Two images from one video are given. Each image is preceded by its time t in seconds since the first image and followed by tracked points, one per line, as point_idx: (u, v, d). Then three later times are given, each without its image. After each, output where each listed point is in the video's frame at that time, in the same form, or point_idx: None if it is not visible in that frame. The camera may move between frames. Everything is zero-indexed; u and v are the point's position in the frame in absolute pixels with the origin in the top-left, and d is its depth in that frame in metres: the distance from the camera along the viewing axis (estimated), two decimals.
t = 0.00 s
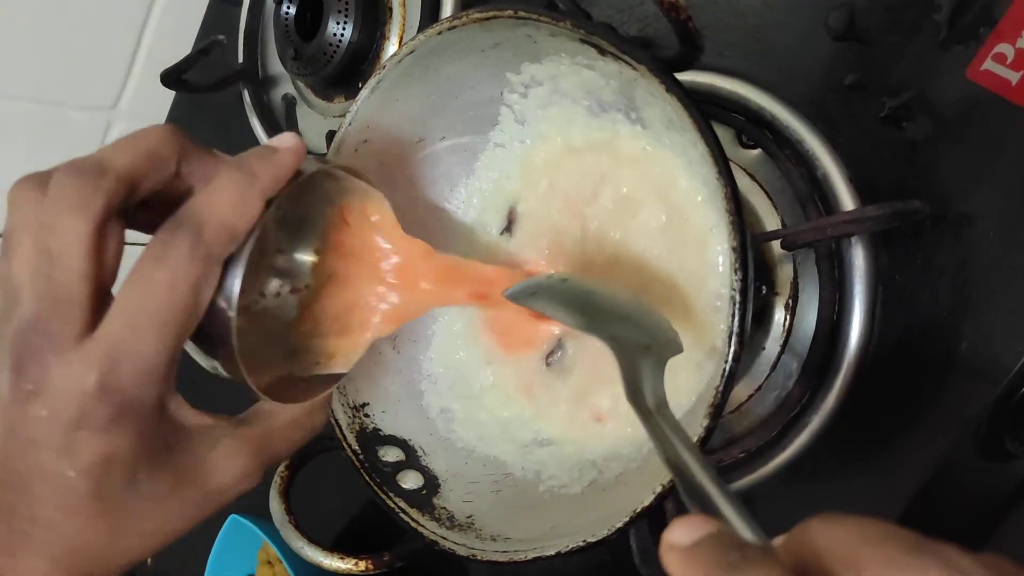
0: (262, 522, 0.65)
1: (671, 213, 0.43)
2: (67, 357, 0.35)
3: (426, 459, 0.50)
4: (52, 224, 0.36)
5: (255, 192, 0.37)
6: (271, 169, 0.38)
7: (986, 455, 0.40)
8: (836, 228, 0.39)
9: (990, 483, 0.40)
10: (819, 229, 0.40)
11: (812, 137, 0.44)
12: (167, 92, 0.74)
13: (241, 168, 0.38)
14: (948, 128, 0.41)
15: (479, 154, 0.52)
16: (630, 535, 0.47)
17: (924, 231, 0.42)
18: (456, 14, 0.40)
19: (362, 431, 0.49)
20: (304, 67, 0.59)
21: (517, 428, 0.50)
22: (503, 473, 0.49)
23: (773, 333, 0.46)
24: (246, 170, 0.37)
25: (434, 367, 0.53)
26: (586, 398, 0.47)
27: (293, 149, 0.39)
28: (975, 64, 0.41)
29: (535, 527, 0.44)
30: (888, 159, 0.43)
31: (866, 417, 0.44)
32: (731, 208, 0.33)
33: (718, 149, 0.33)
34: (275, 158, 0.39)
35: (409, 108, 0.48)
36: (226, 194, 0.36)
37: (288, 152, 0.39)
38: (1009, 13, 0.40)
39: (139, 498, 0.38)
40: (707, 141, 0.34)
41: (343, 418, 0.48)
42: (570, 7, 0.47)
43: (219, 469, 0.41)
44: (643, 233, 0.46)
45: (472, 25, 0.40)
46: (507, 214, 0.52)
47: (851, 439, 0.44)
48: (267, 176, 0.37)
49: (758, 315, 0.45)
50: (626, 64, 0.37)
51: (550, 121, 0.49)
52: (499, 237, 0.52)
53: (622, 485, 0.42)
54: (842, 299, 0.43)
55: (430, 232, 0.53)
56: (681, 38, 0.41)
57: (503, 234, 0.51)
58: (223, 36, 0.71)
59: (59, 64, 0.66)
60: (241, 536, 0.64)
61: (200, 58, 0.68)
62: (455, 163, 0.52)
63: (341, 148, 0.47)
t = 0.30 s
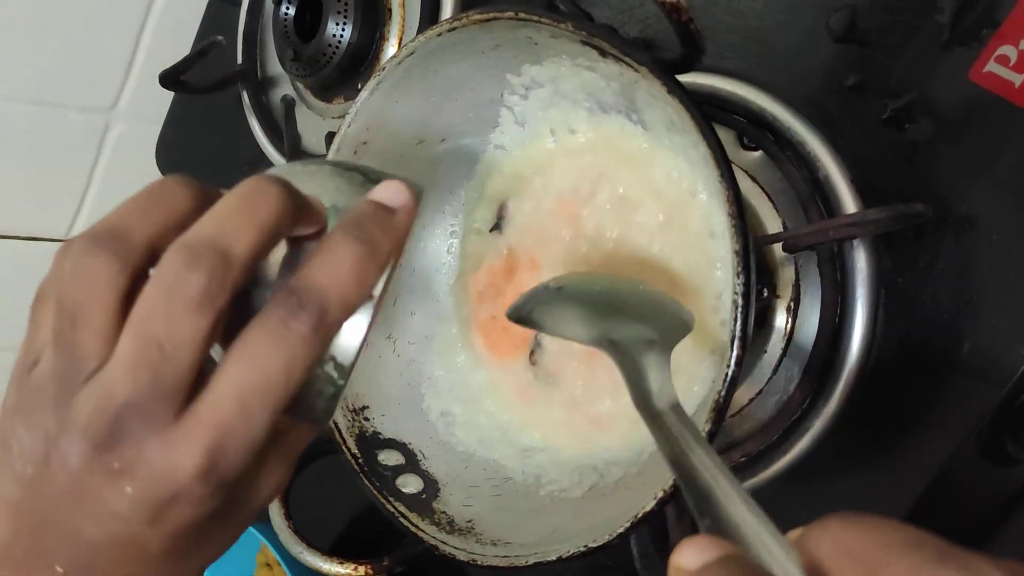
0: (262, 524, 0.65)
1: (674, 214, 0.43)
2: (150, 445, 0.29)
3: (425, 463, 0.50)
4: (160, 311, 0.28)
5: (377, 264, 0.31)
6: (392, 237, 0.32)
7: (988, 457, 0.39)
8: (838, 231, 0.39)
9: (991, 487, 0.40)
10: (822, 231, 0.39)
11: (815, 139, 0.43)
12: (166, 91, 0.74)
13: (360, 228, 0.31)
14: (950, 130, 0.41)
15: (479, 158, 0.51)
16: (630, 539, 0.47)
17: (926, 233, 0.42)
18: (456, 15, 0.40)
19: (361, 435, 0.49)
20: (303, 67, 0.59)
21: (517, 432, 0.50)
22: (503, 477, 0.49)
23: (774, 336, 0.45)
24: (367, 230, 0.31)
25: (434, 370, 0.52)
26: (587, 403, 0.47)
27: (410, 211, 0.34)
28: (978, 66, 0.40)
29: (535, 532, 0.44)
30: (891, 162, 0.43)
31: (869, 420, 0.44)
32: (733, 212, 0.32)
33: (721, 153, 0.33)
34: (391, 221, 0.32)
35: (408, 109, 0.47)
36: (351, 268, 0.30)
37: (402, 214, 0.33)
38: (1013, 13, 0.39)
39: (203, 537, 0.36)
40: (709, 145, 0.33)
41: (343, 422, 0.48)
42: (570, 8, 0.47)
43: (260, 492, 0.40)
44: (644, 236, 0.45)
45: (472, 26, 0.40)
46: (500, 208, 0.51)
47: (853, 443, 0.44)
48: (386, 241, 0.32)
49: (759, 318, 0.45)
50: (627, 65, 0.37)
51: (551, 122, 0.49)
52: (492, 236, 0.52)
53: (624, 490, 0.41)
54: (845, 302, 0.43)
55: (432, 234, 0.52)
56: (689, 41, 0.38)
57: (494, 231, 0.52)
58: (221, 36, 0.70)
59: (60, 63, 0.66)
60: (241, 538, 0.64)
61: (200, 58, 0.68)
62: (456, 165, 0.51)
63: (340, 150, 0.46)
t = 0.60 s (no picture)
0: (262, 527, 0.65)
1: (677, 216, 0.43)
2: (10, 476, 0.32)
3: (428, 465, 0.50)
4: None
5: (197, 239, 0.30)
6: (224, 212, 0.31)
7: (990, 460, 0.40)
8: (841, 233, 0.39)
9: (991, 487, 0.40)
10: (825, 234, 0.39)
11: (817, 140, 0.44)
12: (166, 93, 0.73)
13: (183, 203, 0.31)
14: (953, 132, 0.41)
15: (481, 159, 0.51)
16: (634, 541, 0.47)
17: (929, 235, 0.42)
18: (459, 18, 0.40)
19: (364, 437, 0.49)
20: (303, 69, 0.58)
21: (518, 433, 0.50)
22: (506, 478, 0.49)
23: (777, 337, 0.45)
24: (186, 205, 0.30)
25: (436, 372, 0.52)
26: (590, 405, 0.47)
27: (255, 186, 0.32)
28: (981, 68, 0.41)
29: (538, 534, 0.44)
30: (895, 164, 0.43)
31: (872, 423, 0.44)
32: (737, 214, 0.32)
33: (725, 156, 0.33)
34: (227, 193, 0.31)
35: (409, 111, 0.47)
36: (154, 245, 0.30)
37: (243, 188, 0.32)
38: (1016, 14, 0.40)
39: None
40: (714, 148, 0.33)
41: (345, 423, 0.49)
42: (573, 10, 0.47)
43: (171, 500, 0.37)
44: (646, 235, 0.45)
45: (475, 29, 0.40)
46: (501, 208, 0.51)
47: (857, 445, 0.44)
48: (213, 217, 0.31)
49: (763, 320, 0.46)
50: (630, 67, 0.36)
51: (552, 124, 0.49)
52: (491, 234, 0.51)
53: (626, 492, 0.41)
54: (848, 303, 0.43)
55: (435, 237, 0.52)
56: (692, 43, 0.38)
57: (494, 231, 0.51)
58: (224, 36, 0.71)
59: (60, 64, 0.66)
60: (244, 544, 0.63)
61: (200, 60, 0.68)
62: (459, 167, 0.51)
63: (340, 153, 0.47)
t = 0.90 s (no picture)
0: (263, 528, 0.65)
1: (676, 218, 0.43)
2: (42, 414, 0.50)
3: (429, 467, 0.50)
4: None
5: (63, 203, 0.38)
6: (96, 184, 0.37)
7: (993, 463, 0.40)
8: (843, 235, 0.39)
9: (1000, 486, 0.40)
10: (826, 236, 0.39)
11: (820, 144, 0.44)
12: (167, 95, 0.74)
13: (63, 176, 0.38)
14: (955, 134, 0.41)
15: (484, 161, 0.52)
16: (635, 543, 0.47)
17: (932, 237, 0.41)
18: (460, 20, 0.40)
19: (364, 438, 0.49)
20: (305, 71, 0.58)
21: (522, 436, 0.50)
22: (508, 481, 0.49)
23: (779, 338, 0.46)
24: (62, 182, 0.38)
25: (438, 373, 0.53)
26: (592, 406, 0.47)
27: (122, 158, 0.36)
28: (983, 70, 0.40)
29: (539, 537, 0.44)
30: (896, 165, 0.43)
31: (874, 425, 0.43)
32: (739, 217, 0.32)
33: (726, 158, 0.33)
34: (99, 168, 0.37)
35: (411, 115, 0.47)
36: (33, 214, 0.39)
37: (114, 163, 0.36)
38: (1017, 17, 0.39)
39: None
40: (715, 151, 0.33)
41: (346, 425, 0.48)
42: (575, 13, 0.47)
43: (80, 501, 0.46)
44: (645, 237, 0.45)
45: (476, 31, 0.40)
46: (501, 212, 0.52)
47: (859, 445, 0.44)
48: (77, 189, 0.37)
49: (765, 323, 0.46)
50: (631, 70, 0.36)
51: (554, 127, 0.49)
52: (496, 236, 0.52)
53: (627, 494, 0.41)
54: (850, 305, 0.43)
55: (437, 238, 0.53)
56: (693, 45, 0.38)
57: (495, 231, 0.52)
58: (224, 39, 0.70)
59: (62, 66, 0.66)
60: (247, 546, 0.63)
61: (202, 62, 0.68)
62: (462, 170, 0.52)
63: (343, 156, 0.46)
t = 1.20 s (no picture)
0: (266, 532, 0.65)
1: (679, 221, 0.43)
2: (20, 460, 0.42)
3: (432, 469, 0.50)
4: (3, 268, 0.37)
5: (121, 242, 0.35)
6: (154, 228, 0.35)
7: (998, 464, 0.40)
8: (845, 237, 0.39)
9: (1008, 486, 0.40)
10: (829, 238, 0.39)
11: (823, 146, 0.44)
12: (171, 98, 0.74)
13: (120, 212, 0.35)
14: (957, 136, 0.41)
15: (487, 162, 0.52)
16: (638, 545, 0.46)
17: (934, 239, 0.41)
18: (463, 23, 0.40)
19: (368, 441, 0.48)
20: (308, 74, 0.58)
21: (526, 437, 0.50)
22: (512, 482, 0.49)
23: (784, 341, 0.45)
24: (120, 218, 0.35)
25: (440, 376, 0.53)
26: (595, 408, 0.47)
27: (184, 200, 0.35)
28: (985, 72, 0.40)
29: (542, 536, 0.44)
30: (899, 167, 0.43)
31: (877, 427, 0.44)
32: (743, 218, 0.32)
33: (730, 161, 0.33)
34: (160, 209, 0.35)
35: (414, 117, 0.47)
36: (87, 252, 0.35)
37: (174, 207, 0.35)
38: (1019, 18, 0.39)
39: None
40: (719, 153, 0.33)
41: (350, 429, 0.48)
42: (578, 16, 0.47)
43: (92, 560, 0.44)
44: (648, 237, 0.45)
45: (480, 34, 0.40)
46: (504, 213, 0.52)
47: (861, 447, 0.44)
48: (139, 229, 0.35)
49: (769, 323, 0.45)
50: (635, 72, 0.36)
51: (556, 128, 0.49)
52: (497, 237, 0.52)
53: (631, 497, 0.41)
54: (853, 306, 0.43)
55: (439, 240, 0.53)
56: (696, 48, 0.38)
57: (499, 233, 0.52)
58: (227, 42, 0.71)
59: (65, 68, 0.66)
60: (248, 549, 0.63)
61: (205, 64, 0.68)
62: (465, 172, 0.52)
63: (346, 158, 0.46)
